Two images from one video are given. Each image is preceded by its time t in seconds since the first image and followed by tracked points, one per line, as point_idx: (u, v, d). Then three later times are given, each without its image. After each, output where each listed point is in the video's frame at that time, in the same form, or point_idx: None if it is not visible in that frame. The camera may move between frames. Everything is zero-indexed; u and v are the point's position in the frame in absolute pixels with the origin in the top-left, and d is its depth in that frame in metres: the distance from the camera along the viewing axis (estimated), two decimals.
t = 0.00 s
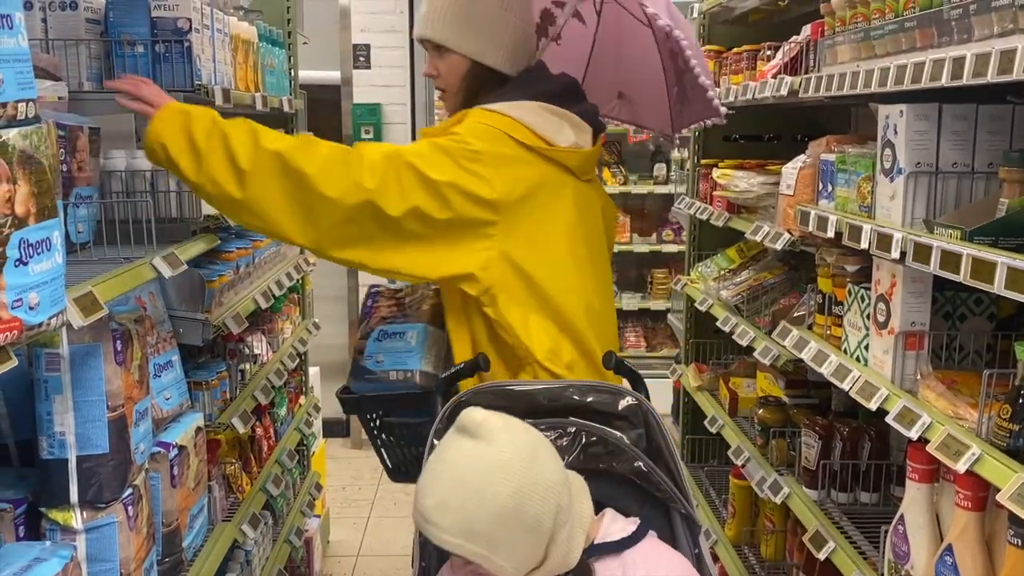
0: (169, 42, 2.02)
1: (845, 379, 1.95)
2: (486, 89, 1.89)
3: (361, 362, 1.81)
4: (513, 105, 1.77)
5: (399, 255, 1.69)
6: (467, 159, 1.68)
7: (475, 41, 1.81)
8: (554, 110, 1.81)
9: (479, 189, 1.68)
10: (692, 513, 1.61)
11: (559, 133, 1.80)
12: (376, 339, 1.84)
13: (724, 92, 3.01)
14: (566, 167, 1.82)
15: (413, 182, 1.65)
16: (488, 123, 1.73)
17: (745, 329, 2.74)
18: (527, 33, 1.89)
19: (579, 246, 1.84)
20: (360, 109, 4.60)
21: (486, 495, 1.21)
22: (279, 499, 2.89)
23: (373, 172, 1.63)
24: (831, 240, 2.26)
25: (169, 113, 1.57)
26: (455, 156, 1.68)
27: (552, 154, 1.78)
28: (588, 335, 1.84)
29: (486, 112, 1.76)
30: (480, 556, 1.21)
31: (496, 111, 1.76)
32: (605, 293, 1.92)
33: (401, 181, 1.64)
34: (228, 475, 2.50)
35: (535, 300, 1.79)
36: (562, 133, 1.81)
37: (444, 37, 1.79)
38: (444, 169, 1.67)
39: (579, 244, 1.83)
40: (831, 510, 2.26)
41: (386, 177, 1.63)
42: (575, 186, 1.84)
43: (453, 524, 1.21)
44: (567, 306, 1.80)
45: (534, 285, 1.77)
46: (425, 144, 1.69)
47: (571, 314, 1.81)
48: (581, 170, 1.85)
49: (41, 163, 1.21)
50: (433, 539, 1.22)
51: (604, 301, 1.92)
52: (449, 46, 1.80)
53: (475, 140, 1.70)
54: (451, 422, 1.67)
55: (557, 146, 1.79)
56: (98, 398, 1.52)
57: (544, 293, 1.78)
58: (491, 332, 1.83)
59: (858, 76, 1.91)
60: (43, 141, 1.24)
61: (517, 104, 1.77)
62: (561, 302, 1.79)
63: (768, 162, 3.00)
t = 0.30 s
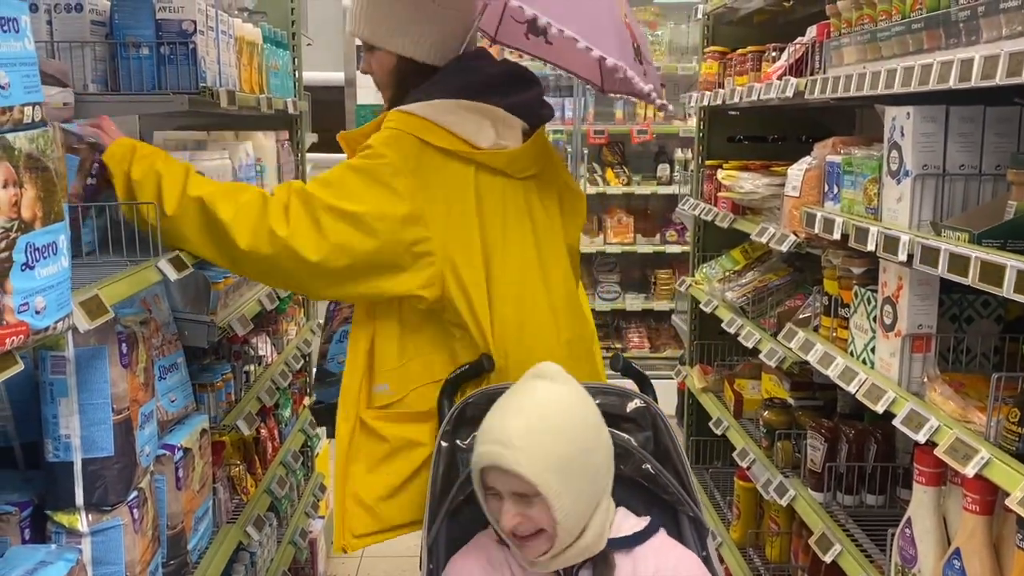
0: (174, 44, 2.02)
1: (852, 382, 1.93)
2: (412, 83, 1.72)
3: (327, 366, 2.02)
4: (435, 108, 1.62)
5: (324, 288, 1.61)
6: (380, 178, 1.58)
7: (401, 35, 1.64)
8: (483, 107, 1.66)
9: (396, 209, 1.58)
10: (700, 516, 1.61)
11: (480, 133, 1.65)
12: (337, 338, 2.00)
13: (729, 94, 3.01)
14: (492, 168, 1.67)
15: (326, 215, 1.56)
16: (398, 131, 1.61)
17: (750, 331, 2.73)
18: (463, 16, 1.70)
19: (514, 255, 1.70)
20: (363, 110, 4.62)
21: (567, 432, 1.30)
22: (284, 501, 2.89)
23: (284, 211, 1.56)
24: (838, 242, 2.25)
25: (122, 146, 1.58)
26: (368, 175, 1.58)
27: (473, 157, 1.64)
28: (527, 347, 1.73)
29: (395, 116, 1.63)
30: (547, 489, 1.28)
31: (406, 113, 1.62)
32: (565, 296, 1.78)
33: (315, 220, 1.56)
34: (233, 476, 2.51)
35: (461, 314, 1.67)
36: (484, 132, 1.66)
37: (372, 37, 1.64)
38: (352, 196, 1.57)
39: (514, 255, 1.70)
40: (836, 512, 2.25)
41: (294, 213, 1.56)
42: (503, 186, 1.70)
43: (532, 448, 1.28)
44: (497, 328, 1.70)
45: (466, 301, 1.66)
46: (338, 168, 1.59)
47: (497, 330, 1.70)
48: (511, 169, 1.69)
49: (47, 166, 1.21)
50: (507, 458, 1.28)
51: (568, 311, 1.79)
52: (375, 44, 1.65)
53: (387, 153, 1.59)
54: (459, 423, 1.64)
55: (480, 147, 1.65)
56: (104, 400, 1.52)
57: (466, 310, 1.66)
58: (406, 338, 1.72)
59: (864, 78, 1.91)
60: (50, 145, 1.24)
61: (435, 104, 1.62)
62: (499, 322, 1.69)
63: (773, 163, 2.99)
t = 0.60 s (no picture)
0: (177, 44, 2.04)
1: (858, 382, 1.93)
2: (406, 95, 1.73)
3: (319, 364, 1.99)
4: (441, 100, 1.61)
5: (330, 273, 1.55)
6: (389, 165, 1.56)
7: (377, 73, 1.67)
8: (488, 103, 1.65)
9: (406, 198, 1.57)
10: (706, 518, 1.60)
11: (485, 126, 1.64)
12: (334, 336, 1.98)
13: (733, 94, 3.00)
14: (498, 162, 1.66)
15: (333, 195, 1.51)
16: (405, 121, 1.59)
17: (755, 332, 2.72)
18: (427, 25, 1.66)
19: (522, 255, 1.69)
20: (366, 111, 4.64)
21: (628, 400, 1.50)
22: (287, 502, 2.88)
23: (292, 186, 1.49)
24: (843, 242, 2.24)
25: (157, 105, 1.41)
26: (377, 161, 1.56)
27: (478, 150, 1.63)
28: (533, 349, 1.70)
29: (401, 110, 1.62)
30: (619, 419, 1.41)
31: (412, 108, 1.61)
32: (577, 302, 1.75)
33: (324, 197, 1.50)
34: (235, 478, 2.50)
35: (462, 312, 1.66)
36: (490, 126, 1.64)
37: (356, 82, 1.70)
38: (360, 180, 1.54)
39: (521, 253, 1.68)
40: (841, 513, 2.24)
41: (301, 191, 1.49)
42: (512, 184, 1.68)
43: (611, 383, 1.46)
44: (501, 328, 1.68)
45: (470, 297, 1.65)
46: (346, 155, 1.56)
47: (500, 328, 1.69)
48: (521, 166, 1.67)
49: (51, 166, 1.20)
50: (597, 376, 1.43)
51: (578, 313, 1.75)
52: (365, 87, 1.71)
53: (394, 142, 1.57)
54: (464, 423, 1.64)
55: (486, 142, 1.64)
56: (107, 401, 1.52)
57: (467, 307, 1.65)
58: (405, 340, 1.70)
59: (870, 77, 1.90)
60: (53, 145, 1.23)
61: (444, 99, 1.61)
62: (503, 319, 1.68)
63: (777, 163, 2.98)
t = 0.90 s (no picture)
0: (177, 46, 2.05)
1: (857, 384, 1.93)
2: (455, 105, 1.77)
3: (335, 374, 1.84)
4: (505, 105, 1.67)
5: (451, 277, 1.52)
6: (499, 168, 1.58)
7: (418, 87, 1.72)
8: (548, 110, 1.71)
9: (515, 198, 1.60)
10: (705, 518, 1.61)
11: (552, 130, 1.70)
12: (350, 349, 1.86)
13: (731, 96, 3.00)
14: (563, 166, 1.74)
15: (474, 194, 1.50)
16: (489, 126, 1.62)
17: (754, 333, 2.72)
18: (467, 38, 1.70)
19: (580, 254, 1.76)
20: (366, 112, 4.68)
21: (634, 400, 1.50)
22: (286, 503, 2.88)
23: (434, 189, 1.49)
24: (842, 244, 2.24)
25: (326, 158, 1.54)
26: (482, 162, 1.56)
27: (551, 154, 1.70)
28: (583, 356, 1.75)
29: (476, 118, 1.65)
30: (630, 418, 1.41)
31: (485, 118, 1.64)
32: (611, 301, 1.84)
33: (472, 196, 1.49)
34: (235, 479, 2.50)
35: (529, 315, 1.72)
36: (554, 129, 1.71)
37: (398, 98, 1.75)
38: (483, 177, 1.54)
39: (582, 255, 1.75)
40: (840, 515, 2.24)
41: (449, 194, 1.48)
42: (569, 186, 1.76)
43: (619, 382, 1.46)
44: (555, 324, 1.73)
45: (534, 296, 1.71)
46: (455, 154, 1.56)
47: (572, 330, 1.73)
48: (576, 168, 1.76)
49: (51, 168, 1.20)
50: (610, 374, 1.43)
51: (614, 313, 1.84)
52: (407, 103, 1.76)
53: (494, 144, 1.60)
54: (464, 425, 1.66)
55: (551, 143, 1.70)
56: (107, 402, 1.52)
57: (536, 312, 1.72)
58: (466, 348, 1.76)
59: (869, 79, 1.90)
60: (53, 147, 1.23)
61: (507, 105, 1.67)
62: (549, 335, 1.71)
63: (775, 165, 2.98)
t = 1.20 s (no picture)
0: (175, 51, 2.07)
1: (852, 388, 1.94)
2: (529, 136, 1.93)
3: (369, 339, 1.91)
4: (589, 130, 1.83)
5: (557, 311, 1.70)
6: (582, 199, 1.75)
7: (506, 105, 1.86)
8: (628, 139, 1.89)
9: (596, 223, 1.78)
10: (701, 522, 1.61)
11: (632, 159, 1.87)
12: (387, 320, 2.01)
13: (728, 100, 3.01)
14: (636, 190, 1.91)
15: (560, 239, 1.69)
16: (575, 153, 1.78)
17: (751, 337, 2.73)
18: (551, 64, 1.89)
19: (643, 268, 1.96)
20: (364, 116, 4.70)
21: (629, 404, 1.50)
22: (284, 507, 2.89)
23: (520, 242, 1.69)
24: (838, 248, 2.25)
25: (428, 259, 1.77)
26: (570, 196, 1.74)
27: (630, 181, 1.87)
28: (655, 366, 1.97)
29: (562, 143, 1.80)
30: (624, 424, 1.41)
31: (572, 141, 1.80)
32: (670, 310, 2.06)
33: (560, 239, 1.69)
34: (233, 483, 2.50)
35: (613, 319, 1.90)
36: (633, 158, 1.88)
37: (485, 116, 1.88)
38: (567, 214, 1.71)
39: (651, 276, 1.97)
40: (836, 518, 2.24)
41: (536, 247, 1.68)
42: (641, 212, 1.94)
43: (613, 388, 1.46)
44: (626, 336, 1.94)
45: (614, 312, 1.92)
46: (539, 194, 1.73)
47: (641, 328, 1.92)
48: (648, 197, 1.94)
49: (49, 174, 1.21)
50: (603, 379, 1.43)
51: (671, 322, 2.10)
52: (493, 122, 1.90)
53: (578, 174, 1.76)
54: (461, 428, 1.68)
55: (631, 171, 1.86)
56: (105, 406, 1.53)
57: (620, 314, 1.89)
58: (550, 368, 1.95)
59: (863, 84, 1.91)
60: (51, 152, 1.24)
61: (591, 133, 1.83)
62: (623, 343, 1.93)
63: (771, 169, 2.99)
